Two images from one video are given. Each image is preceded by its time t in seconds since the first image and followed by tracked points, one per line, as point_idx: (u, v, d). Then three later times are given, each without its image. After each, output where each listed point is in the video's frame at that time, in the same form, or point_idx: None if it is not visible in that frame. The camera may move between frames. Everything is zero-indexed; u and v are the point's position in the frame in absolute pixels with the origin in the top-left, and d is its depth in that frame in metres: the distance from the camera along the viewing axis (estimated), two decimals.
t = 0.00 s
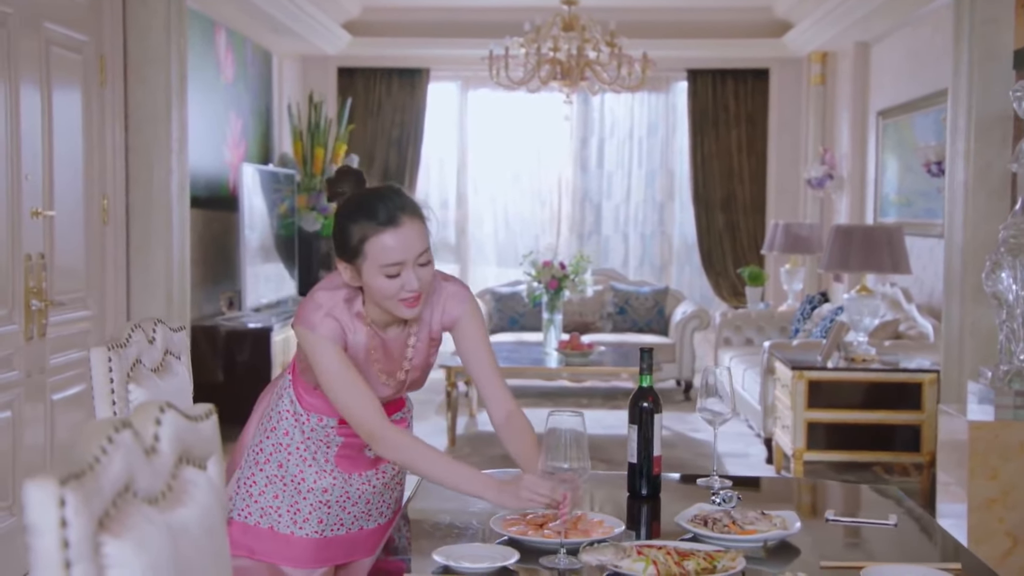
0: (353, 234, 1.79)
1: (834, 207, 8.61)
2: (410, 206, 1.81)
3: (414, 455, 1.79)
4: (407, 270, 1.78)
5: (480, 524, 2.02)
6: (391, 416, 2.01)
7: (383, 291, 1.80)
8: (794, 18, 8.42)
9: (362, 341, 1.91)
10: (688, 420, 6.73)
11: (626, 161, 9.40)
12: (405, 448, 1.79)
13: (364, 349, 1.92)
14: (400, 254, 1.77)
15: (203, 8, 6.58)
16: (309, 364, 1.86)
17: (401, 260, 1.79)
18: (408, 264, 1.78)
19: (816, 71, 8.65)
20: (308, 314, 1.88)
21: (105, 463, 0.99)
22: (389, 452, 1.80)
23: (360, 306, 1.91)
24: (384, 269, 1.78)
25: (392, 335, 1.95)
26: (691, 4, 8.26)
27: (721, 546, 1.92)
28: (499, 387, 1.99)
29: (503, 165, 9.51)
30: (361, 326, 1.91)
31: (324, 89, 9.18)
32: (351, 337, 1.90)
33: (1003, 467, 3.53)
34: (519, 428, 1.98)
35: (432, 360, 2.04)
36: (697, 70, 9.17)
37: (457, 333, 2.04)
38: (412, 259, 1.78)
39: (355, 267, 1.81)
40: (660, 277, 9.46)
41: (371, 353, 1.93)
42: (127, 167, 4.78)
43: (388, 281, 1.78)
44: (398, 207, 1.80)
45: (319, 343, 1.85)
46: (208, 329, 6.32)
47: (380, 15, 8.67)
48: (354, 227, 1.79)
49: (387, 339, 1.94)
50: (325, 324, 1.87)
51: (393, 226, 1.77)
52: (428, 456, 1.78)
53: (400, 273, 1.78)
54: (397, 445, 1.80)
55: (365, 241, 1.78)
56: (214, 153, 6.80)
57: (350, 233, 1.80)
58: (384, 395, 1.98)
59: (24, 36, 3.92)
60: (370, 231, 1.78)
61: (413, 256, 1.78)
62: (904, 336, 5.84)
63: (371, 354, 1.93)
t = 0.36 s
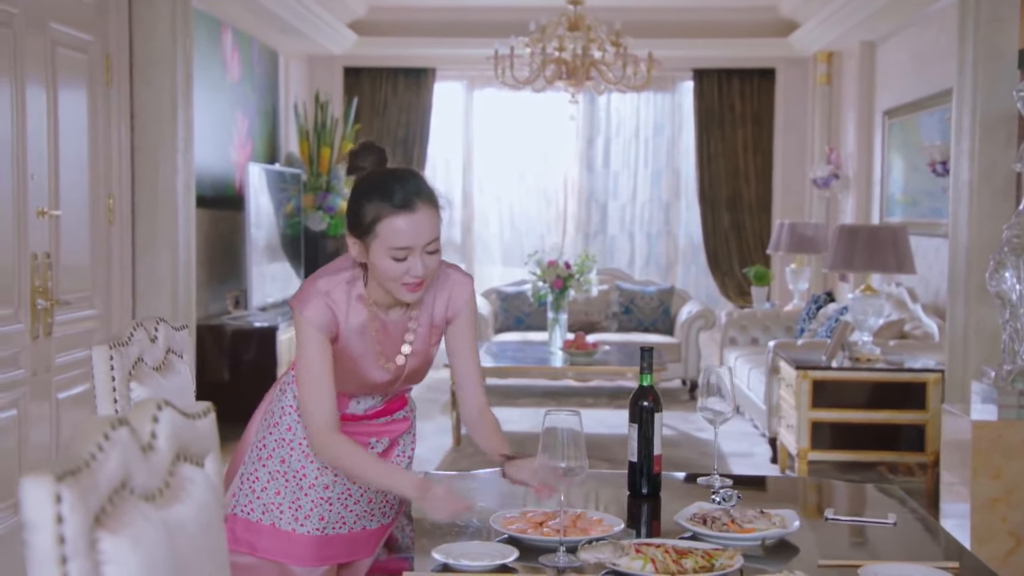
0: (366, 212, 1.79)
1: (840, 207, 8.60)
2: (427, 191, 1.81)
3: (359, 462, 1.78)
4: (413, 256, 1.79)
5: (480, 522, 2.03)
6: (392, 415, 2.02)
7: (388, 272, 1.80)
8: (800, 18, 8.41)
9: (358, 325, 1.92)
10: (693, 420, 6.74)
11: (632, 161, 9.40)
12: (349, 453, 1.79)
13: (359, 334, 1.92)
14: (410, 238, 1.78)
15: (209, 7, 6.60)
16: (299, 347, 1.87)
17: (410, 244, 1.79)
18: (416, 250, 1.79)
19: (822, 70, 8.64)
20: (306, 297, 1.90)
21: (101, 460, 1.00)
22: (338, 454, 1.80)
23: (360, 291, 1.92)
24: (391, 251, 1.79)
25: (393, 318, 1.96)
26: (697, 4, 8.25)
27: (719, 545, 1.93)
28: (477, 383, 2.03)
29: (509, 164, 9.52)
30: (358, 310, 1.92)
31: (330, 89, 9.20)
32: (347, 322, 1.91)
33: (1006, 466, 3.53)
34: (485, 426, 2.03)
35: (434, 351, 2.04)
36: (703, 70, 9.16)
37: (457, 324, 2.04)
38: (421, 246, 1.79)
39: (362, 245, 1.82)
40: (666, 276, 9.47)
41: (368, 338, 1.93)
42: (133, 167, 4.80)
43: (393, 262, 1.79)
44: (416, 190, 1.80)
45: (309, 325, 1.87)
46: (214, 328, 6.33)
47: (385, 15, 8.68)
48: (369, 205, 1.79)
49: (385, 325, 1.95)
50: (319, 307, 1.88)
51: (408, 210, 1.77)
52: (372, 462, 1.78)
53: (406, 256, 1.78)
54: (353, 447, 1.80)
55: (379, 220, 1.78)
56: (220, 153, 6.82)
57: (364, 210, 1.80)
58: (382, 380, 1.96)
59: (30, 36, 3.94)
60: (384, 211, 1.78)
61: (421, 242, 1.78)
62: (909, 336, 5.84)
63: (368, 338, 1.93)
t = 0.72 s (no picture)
0: (377, 201, 1.79)
1: (840, 207, 8.61)
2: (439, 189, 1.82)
3: (330, 462, 1.79)
4: (413, 252, 1.79)
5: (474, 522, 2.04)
6: (381, 418, 2.03)
7: (385, 265, 1.81)
8: (800, 19, 8.42)
9: (347, 321, 1.93)
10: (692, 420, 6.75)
11: (632, 162, 9.41)
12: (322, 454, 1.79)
13: (345, 330, 1.93)
14: (415, 235, 1.78)
15: (210, 8, 6.61)
16: (286, 339, 1.88)
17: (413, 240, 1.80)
18: (417, 247, 1.79)
19: (822, 71, 8.65)
20: (297, 291, 1.91)
21: (91, 458, 1.01)
22: (312, 451, 1.80)
23: (351, 287, 1.93)
24: (393, 244, 1.79)
25: (383, 318, 1.96)
26: (697, 4, 8.26)
27: (712, 544, 1.94)
28: (446, 395, 2.02)
29: (509, 165, 9.53)
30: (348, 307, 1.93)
31: (330, 89, 9.21)
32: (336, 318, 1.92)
33: (1002, 467, 3.53)
34: (450, 439, 2.02)
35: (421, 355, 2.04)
36: (703, 70, 9.17)
37: (442, 329, 2.04)
38: (423, 244, 1.79)
39: (364, 235, 1.82)
40: (665, 277, 9.48)
41: (355, 334, 1.94)
42: (132, 167, 4.81)
43: (392, 255, 1.80)
44: (431, 187, 1.80)
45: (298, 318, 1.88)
46: (214, 328, 6.34)
47: (386, 15, 8.69)
48: (380, 195, 1.80)
49: (374, 323, 1.95)
50: (309, 302, 1.90)
51: (419, 206, 1.78)
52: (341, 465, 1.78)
53: (406, 252, 1.79)
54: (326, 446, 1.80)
55: (389, 211, 1.79)
56: (220, 153, 6.83)
57: (376, 198, 1.80)
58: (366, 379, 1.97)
59: (30, 37, 3.96)
60: (396, 203, 1.78)
61: (424, 240, 1.79)
62: (908, 336, 5.84)
63: (356, 334, 1.94)
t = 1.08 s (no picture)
0: (382, 208, 1.79)
1: (836, 208, 8.62)
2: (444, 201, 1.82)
3: (320, 462, 1.78)
4: (414, 261, 1.79)
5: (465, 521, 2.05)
6: (375, 417, 2.03)
7: (385, 271, 1.81)
8: (796, 19, 8.43)
9: (348, 325, 1.93)
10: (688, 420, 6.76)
11: (629, 162, 9.42)
12: (314, 451, 1.79)
13: (345, 334, 1.93)
14: (416, 244, 1.78)
15: (206, 8, 6.61)
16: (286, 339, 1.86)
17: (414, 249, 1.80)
18: (419, 256, 1.79)
19: (818, 72, 8.67)
20: (298, 294, 1.90)
21: (77, 457, 1.01)
22: (303, 447, 1.80)
23: (352, 293, 1.93)
24: (394, 252, 1.79)
25: (381, 323, 1.97)
26: (694, 4, 8.27)
27: (701, 543, 1.95)
28: (440, 396, 2.04)
29: (506, 165, 9.54)
30: (349, 309, 1.92)
31: (327, 89, 9.22)
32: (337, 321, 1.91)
33: (995, 466, 3.53)
34: (442, 437, 2.03)
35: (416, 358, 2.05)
36: (700, 71, 9.17)
37: (438, 328, 2.05)
38: (425, 254, 1.79)
39: (367, 240, 1.82)
40: (662, 277, 9.49)
41: (354, 338, 1.94)
42: (128, 167, 4.82)
43: (393, 263, 1.79)
44: (436, 199, 1.80)
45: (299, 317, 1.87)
46: (210, 328, 6.35)
47: (383, 15, 8.70)
48: (386, 202, 1.80)
49: (373, 328, 1.96)
50: (311, 304, 1.89)
51: (424, 216, 1.78)
52: (329, 466, 1.78)
53: (407, 261, 1.79)
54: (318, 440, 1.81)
55: (393, 219, 1.79)
56: (217, 153, 6.83)
57: (381, 204, 1.80)
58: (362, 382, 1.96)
59: (26, 36, 3.97)
60: (401, 211, 1.78)
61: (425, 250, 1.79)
62: (902, 336, 5.86)
63: (355, 338, 1.94)
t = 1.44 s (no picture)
0: (392, 212, 1.81)
1: (836, 208, 8.62)
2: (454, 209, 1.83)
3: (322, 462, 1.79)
4: (421, 267, 1.80)
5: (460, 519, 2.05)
6: (371, 417, 2.04)
7: (391, 275, 1.82)
8: (796, 19, 8.44)
9: (350, 325, 1.93)
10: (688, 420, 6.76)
11: (629, 162, 9.43)
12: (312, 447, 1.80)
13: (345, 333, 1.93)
14: (424, 250, 1.79)
15: (207, 8, 6.62)
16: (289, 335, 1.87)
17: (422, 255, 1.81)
18: (426, 262, 1.80)
19: (818, 71, 8.67)
20: (302, 293, 1.90)
21: (66, 454, 1.02)
22: (299, 441, 1.81)
23: (356, 294, 1.93)
24: (402, 256, 1.80)
25: (382, 325, 1.97)
26: (695, 4, 8.28)
27: (693, 540, 1.95)
28: (444, 395, 2.05)
29: (507, 164, 9.54)
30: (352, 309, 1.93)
31: (327, 89, 9.24)
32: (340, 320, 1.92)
33: (991, 466, 3.54)
34: (444, 437, 2.04)
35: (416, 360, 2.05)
36: (700, 70, 9.18)
37: (438, 329, 2.05)
38: (432, 260, 1.80)
39: (374, 244, 1.83)
40: (662, 276, 9.50)
41: (355, 338, 1.94)
42: (127, 167, 4.83)
43: (400, 268, 1.80)
44: (445, 207, 1.82)
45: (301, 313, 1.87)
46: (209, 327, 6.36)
47: (383, 15, 8.71)
48: (396, 207, 1.81)
49: (375, 330, 1.96)
50: (316, 302, 1.89)
51: (433, 223, 1.79)
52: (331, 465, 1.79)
53: (414, 266, 1.80)
54: (316, 435, 1.81)
55: (403, 223, 1.80)
56: (217, 153, 6.85)
57: (391, 209, 1.81)
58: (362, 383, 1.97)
59: (25, 36, 3.98)
60: (410, 217, 1.80)
61: (432, 258, 1.80)
62: (901, 336, 5.86)
63: (357, 339, 1.94)
